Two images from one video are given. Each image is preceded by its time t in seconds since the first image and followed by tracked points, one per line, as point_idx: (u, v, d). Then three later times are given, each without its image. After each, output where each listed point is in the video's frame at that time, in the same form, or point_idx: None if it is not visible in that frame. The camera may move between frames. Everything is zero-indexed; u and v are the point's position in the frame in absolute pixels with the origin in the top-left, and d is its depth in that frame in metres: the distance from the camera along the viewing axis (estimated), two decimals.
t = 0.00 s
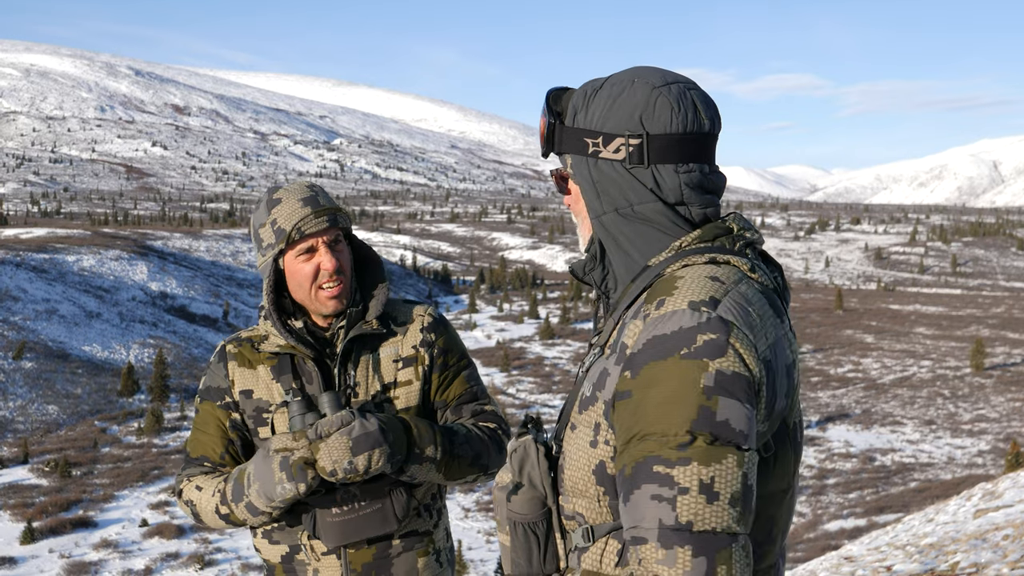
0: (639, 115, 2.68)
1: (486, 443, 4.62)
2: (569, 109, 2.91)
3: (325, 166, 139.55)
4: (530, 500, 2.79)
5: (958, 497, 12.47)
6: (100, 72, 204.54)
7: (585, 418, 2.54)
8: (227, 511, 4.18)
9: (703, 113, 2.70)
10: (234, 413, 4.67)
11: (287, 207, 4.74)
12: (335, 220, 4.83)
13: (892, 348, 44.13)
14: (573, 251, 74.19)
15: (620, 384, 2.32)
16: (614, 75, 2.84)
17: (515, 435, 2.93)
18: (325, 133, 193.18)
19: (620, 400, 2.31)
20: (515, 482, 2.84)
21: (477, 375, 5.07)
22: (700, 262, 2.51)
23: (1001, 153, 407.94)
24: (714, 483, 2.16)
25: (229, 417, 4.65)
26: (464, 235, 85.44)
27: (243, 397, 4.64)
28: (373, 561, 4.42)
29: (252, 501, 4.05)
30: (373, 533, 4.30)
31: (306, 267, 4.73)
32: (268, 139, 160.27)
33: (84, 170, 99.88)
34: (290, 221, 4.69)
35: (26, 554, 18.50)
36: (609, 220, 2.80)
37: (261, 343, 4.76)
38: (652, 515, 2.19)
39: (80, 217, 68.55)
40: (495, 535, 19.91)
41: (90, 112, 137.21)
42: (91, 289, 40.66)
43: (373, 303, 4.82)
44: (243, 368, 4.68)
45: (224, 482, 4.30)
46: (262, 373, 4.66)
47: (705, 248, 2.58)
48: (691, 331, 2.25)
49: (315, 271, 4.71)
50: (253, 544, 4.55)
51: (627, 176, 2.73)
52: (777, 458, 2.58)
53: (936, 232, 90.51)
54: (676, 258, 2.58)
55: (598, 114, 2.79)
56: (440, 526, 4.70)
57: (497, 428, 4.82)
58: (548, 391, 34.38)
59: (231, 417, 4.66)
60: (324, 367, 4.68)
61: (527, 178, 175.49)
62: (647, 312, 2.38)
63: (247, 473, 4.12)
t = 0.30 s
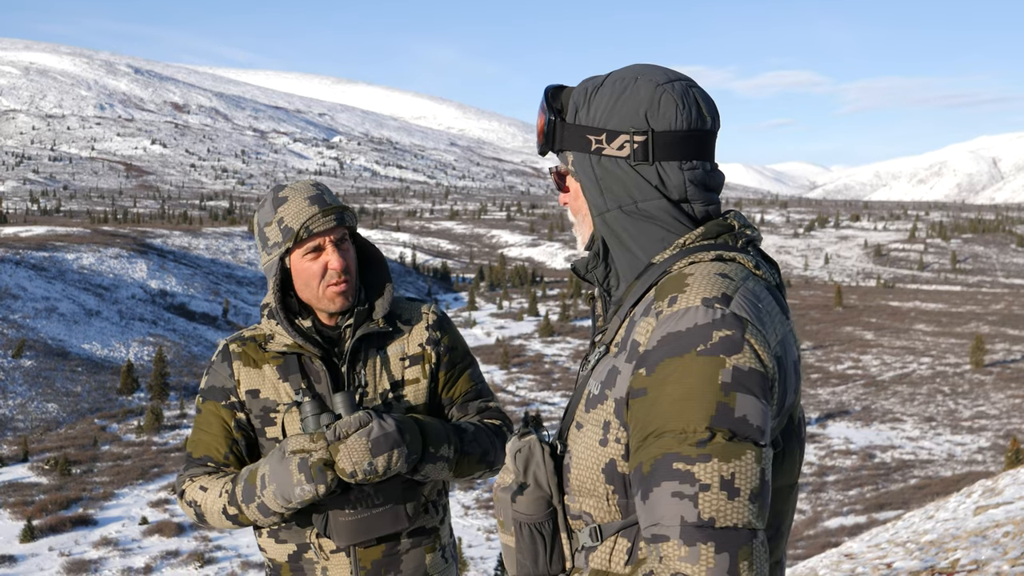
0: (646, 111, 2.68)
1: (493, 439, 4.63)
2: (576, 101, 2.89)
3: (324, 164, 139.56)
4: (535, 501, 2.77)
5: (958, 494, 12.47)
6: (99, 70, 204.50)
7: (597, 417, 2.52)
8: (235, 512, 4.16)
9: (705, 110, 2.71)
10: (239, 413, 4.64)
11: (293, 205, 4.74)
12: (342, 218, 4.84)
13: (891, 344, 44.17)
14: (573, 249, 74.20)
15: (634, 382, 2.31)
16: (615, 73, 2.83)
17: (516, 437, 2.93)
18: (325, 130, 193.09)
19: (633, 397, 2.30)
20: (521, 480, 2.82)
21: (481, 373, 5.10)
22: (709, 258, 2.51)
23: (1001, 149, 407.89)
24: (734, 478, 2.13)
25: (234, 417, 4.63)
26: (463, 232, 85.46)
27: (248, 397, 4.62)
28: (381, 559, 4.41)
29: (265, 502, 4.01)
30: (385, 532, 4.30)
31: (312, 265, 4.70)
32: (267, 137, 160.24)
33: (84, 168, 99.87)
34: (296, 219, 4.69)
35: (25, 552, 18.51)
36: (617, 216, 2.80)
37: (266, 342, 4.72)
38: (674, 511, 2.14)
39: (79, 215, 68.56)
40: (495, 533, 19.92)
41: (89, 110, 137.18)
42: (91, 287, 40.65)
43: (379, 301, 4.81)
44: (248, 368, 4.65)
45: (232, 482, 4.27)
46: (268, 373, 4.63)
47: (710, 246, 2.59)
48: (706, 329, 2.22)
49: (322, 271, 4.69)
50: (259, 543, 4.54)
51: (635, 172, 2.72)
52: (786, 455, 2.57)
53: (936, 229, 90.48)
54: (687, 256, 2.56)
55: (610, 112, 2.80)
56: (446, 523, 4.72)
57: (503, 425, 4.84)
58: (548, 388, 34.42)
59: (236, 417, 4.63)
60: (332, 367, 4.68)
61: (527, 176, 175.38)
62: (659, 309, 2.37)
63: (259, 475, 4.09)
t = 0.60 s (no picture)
0: (656, 109, 2.67)
1: (492, 437, 4.64)
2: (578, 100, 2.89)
3: (325, 163, 139.62)
4: (541, 498, 2.77)
5: (960, 491, 12.50)
6: (100, 70, 204.90)
7: (601, 414, 2.51)
8: (235, 511, 4.16)
9: (711, 112, 2.70)
10: (239, 412, 4.64)
11: (291, 204, 4.74)
12: (340, 217, 4.85)
13: (893, 342, 44.16)
14: (574, 248, 74.19)
15: (641, 380, 2.30)
16: (621, 71, 2.83)
17: (521, 436, 2.91)
18: (326, 130, 193.21)
19: (641, 395, 2.29)
20: (525, 480, 2.82)
21: (480, 370, 5.10)
22: (716, 256, 2.50)
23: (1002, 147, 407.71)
24: (744, 475, 2.12)
25: (233, 416, 4.62)
26: (464, 231, 85.48)
27: (248, 396, 4.61)
28: (381, 557, 4.41)
29: (265, 500, 4.02)
30: (385, 529, 4.29)
31: (311, 264, 4.71)
32: (268, 136, 160.31)
33: (85, 168, 99.99)
34: (295, 218, 4.70)
35: (27, 551, 18.52)
36: (618, 215, 2.80)
37: (265, 342, 4.72)
38: (682, 508, 2.13)
39: (80, 215, 68.60)
40: (497, 531, 19.93)
41: (90, 109, 137.34)
42: (92, 287, 40.67)
43: (378, 301, 4.82)
44: (247, 367, 4.65)
45: (231, 480, 4.27)
46: (267, 372, 4.63)
47: (715, 245, 2.58)
48: (714, 327, 2.22)
49: (320, 269, 4.70)
50: (258, 543, 4.54)
51: (639, 171, 2.72)
52: (792, 452, 2.56)
53: (937, 227, 90.43)
54: (690, 256, 2.55)
55: (613, 110, 2.79)
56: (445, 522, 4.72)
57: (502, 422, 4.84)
58: (549, 387, 34.43)
59: (235, 417, 4.63)
60: (331, 364, 4.67)
61: (527, 175, 175.38)
62: (667, 307, 2.37)
63: (258, 473, 4.08)
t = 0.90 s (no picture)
0: (687, 110, 2.64)
1: (491, 436, 4.62)
2: (590, 91, 2.86)
3: (326, 162, 139.71)
4: (548, 502, 2.72)
5: (962, 490, 12.48)
6: (101, 70, 205.12)
7: (608, 414, 2.49)
8: (233, 511, 4.16)
9: (733, 119, 2.70)
10: (238, 412, 4.64)
11: (289, 204, 4.74)
12: (337, 217, 4.84)
13: (895, 341, 44.12)
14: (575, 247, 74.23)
15: (644, 376, 2.29)
16: (652, 65, 2.78)
17: (522, 441, 2.89)
18: (327, 129, 193.24)
19: (643, 391, 2.29)
20: (531, 485, 2.77)
21: (480, 370, 5.10)
22: (711, 253, 2.51)
23: (1002, 146, 407.62)
24: (745, 468, 2.11)
25: (234, 415, 4.62)
26: (466, 230, 85.48)
27: (247, 396, 4.62)
28: (381, 556, 4.41)
29: (263, 500, 4.02)
30: (384, 529, 4.28)
31: (309, 264, 4.71)
32: (270, 135, 160.36)
33: (87, 167, 100.09)
34: (293, 218, 4.70)
35: (29, 551, 18.53)
36: (623, 209, 2.76)
37: (264, 342, 4.73)
38: (687, 501, 2.13)
39: (82, 214, 68.71)
40: (499, 530, 19.94)
41: (91, 109, 137.48)
42: (94, 286, 40.68)
43: (376, 300, 4.83)
44: (246, 367, 4.66)
45: (230, 480, 4.27)
46: (267, 372, 4.63)
47: (710, 241, 2.59)
48: (713, 322, 2.22)
49: (318, 269, 4.70)
50: (258, 542, 4.54)
51: (655, 166, 2.69)
52: (795, 447, 2.55)
53: (939, 225, 90.34)
54: (687, 253, 2.55)
55: (626, 101, 2.75)
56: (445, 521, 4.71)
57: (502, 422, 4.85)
58: (551, 385, 34.46)
59: (235, 416, 4.63)
60: (329, 365, 4.68)
61: (529, 174, 175.44)
62: (666, 304, 2.37)
63: (255, 472, 4.09)
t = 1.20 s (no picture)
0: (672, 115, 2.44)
1: (493, 436, 4.63)
2: (573, 92, 2.58)
3: (328, 162, 139.85)
4: (572, 526, 2.41)
5: (965, 489, 12.45)
6: (103, 70, 205.46)
7: (618, 425, 2.28)
8: (237, 512, 4.16)
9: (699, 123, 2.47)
10: (239, 412, 4.65)
11: (290, 205, 4.74)
12: (338, 217, 4.85)
13: (897, 340, 44.14)
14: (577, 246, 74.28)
15: (656, 379, 2.14)
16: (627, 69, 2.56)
17: (527, 468, 2.56)
18: (329, 129, 193.35)
19: (660, 395, 2.13)
20: (551, 511, 2.45)
21: (481, 369, 5.11)
22: (693, 248, 2.33)
23: (1004, 144, 407.65)
24: (779, 452, 1.95)
25: (235, 417, 4.63)
26: (468, 229, 85.52)
27: (249, 397, 4.62)
28: (384, 555, 4.40)
29: (267, 501, 4.02)
30: (388, 528, 4.30)
31: (310, 264, 4.71)
32: (271, 135, 160.55)
33: (88, 167, 100.25)
34: (294, 218, 4.70)
35: (31, 551, 18.54)
36: (606, 212, 2.49)
37: (265, 342, 4.73)
38: (730, 495, 1.95)
39: (85, 214, 68.82)
40: (501, 530, 19.93)
41: (93, 108, 137.71)
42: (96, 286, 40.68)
43: (377, 300, 4.83)
44: (248, 368, 4.66)
45: (233, 481, 4.28)
46: (268, 372, 4.64)
47: (691, 236, 2.41)
48: (718, 313, 2.07)
49: (319, 269, 4.70)
50: (261, 542, 4.55)
51: (646, 171, 2.45)
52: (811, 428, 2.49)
53: (940, 224, 90.37)
54: (670, 252, 2.37)
55: (612, 101, 2.50)
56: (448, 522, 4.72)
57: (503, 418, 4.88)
58: (553, 385, 34.50)
59: (236, 417, 4.63)
60: (331, 365, 4.67)
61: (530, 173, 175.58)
62: (665, 305, 2.20)
63: (259, 474, 4.10)
